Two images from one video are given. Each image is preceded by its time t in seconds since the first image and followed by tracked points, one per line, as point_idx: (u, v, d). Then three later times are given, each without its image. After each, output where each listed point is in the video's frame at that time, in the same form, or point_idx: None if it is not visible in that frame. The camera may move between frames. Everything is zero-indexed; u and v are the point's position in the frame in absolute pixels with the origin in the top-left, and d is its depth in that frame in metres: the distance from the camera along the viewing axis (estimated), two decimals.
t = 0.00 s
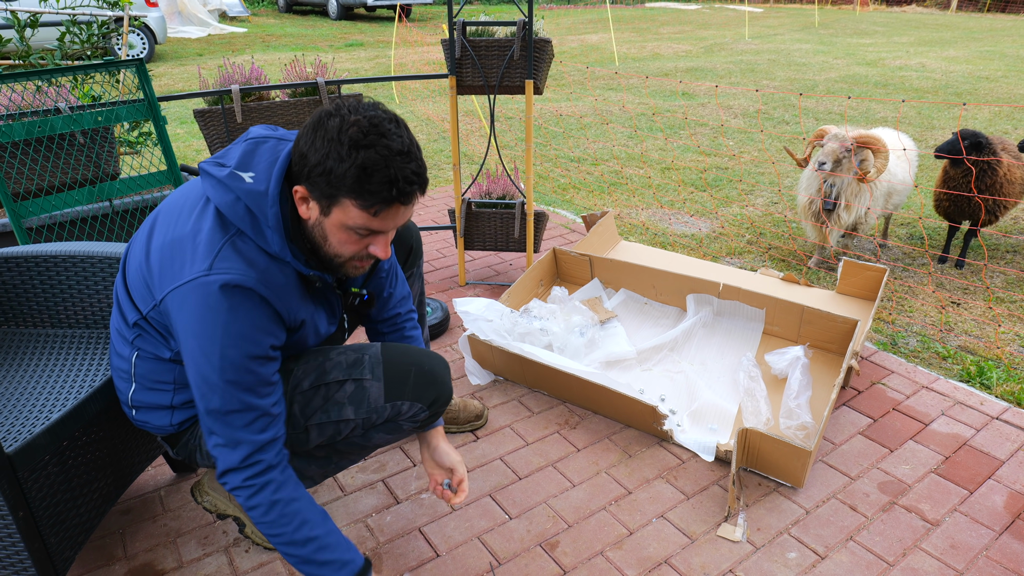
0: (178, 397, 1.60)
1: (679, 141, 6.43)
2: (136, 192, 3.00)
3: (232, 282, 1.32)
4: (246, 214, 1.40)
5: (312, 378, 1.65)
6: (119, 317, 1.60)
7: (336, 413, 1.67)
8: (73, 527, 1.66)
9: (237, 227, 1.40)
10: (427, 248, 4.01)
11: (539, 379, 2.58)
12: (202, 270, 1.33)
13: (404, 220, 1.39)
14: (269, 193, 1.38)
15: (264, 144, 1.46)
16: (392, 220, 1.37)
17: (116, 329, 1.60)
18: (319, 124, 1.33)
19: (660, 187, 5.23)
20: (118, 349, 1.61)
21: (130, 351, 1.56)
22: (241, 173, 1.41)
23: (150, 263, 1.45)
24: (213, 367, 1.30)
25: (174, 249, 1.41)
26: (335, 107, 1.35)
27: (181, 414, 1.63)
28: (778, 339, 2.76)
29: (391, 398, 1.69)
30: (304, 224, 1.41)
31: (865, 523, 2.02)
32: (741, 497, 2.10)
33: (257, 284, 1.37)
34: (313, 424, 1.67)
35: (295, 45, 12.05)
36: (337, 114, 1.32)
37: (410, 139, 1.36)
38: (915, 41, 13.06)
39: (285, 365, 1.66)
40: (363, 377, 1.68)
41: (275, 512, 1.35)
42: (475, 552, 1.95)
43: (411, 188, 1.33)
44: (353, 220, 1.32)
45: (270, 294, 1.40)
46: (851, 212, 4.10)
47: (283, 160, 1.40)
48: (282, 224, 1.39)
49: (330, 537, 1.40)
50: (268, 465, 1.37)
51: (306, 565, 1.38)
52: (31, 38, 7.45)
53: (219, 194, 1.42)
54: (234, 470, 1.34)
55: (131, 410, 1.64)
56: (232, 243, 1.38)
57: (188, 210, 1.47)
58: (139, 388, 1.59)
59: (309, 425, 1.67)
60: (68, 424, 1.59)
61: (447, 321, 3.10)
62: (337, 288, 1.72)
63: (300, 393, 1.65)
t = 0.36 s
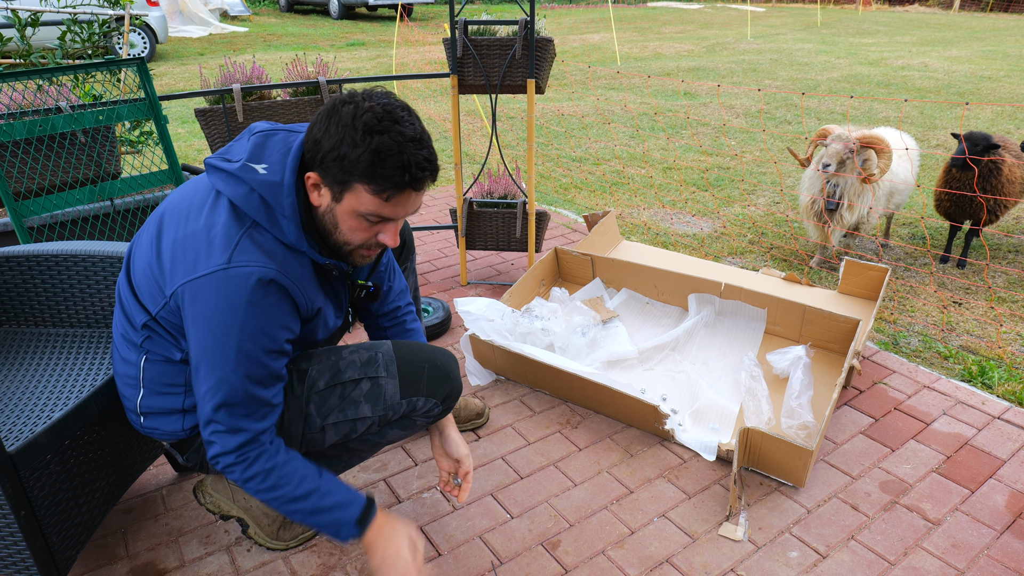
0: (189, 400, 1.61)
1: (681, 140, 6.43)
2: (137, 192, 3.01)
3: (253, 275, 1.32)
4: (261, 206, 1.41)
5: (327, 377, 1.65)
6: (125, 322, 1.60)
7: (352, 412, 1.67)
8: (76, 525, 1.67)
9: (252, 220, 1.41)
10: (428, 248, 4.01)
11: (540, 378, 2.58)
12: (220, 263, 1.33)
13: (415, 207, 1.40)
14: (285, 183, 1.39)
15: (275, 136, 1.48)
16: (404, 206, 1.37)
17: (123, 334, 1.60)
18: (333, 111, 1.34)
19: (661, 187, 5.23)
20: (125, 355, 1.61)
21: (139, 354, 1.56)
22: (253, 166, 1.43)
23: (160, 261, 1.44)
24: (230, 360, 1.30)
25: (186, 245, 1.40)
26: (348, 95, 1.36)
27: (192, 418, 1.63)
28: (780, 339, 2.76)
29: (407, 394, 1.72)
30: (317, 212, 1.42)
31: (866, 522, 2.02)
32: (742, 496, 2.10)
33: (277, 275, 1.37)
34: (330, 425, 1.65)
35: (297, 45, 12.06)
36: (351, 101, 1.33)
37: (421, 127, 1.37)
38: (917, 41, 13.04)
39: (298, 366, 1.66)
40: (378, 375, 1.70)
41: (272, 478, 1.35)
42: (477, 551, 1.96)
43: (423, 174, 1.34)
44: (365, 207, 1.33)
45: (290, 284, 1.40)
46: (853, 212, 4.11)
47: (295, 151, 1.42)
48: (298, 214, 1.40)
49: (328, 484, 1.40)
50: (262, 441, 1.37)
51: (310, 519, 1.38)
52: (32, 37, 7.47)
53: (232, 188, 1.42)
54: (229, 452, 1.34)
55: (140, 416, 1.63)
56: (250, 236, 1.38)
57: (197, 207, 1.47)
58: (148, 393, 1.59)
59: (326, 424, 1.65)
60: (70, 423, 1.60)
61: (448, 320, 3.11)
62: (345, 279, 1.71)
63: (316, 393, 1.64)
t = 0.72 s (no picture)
0: (189, 400, 1.61)
1: (682, 139, 6.42)
2: (138, 191, 3.01)
3: (255, 278, 1.33)
4: (261, 208, 1.40)
5: (327, 378, 1.66)
6: (127, 323, 1.60)
7: (353, 413, 1.67)
8: (77, 526, 1.67)
9: (253, 222, 1.40)
10: (430, 247, 4.01)
11: (542, 378, 2.58)
12: (221, 266, 1.33)
13: (416, 212, 1.40)
14: (285, 186, 1.38)
15: (275, 138, 1.46)
16: (405, 212, 1.37)
17: (124, 335, 1.60)
18: (336, 115, 1.34)
19: (663, 185, 5.22)
20: (125, 356, 1.60)
21: (140, 355, 1.56)
22: (253, 168, 1.42)
23: (162, 263, 1.44)
24: (237, 363, 1.32)
25: (187, 247, 1.40)
26: (352, 98, 1.35)
27: (193, 418, 1.63)
28: (783, 338, 2.76)
29: (408, 395, 1.72)
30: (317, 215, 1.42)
31: (869, 521, 2.01)
32: (745, 496, 2.10)
33: (279, 277, 1.37)
34: (331, 425, 1.66)
35: (297, 44, 12.06)
36: (353, 105, 1.33)
37: (424, 132, 1.37)
38: (918, 38, 13.01)
39: (299, 366, 1.66)
40: (378, 376, 1.69)
41: (304, 483, 1.45)
42: (479, 551, 1.95)
43: (425, 179, 1.34)
44: (365, 211, 1.33)
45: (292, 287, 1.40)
46: (856, 210, 4.10)
47: (296, 153, 1.41)
48: (298, 217, 1.39)
49: (348, 481, 1.53)
50: (289, 448, 1.44)
51: (335, 512, 1.52)
52: (33, 37, 7.48)
53: (232, 190, 1.42)
54: (258, 459, 1.40)
55: (140, 418, 1.62)
56: (251, 239, 1.38)
57: (197, 208, 1.47)
58: (149, 394, 1.59)
59: (326, 425, 1.66)
60: (72, 424, 1.59)
61: (450, 320, 3.10)
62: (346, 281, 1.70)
63: (316, 393, 1.65)
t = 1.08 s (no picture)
0: (185, 402, 1.60)
1: (684, 138, 6.41)
2: (140, 188, 3.01)
3: (246, 280, 1.32)
4: (254, 209, 1.40)
5: (325, 381, 1.65)
6: (120, 324, 1.59)
7: (350, 415, 1.66)
8: (77, 525, 1.66)
9: (246, 222, 1.40)
10: (431, 245, 4.00)
11: (544, 377, 2.57)
12: (214, 267, 1.32)
13: (411, 211, 1.39)
14: (279, 186, 1.38)
15: (270, 138, 1.47)
16: (399, 211, 1.36)
17: (118, 336, 1.59)
18: (329, 112, 1.33)
19: (665, 184, 5.22)
20: (121, 358, 1.59)
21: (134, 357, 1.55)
22: (247, 167, 1.41)
23: (154, 263, 1.43)
24: (228, 365, 1.32)
25: (179, 248, 1.39)
26: (346, 94, 1.34)
27: (190, 420, 1.62)
28: (785, 338, 2.75)
29: (407, 398, 1.71)
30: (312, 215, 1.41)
31: (872, 522, 2.01)
32: (747, 496, 2.10)
33: (272, 279, 1.37)
34: (327, 429, 1.65)
35: (299, 41, 12.05)
36: (347, 102, 1.32)
37: (419, 130, 1.36)
38: (920, 38, 12.99)
39: (296, 368, 1.66)
40: (377, 378, 1.68)
41: (294, 487, 1.44)
42: (481, 551, 1.95)
43: (419, 177, 1.33)
44: (358, 210, 1.32)
45: (284, 288, 1.40)
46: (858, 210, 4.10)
47: (290, 152, 1.40)
48: (292, 217, 1.39)
49: (343, 490, 1.52)
50: (281, 451, 1.43)
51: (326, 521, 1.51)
52: (36, 33, 7.48)
53: (226, 190, 1.41)
54: (247, 462, 1.39)
55: (135, 420, 1.61)
56: (243, 239, 1.37)
57: (190, 208, 1.46)
58: (144, 396, 1.58)
59: (324, 428, 1.65)
60: (72, 423, 1.59)
61: (452, 319, 3.09)
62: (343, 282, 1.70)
63: (314, 396, 1.64)
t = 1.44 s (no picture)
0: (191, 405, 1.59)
1: (686, 137, 6.40)
2: (140, 186, 3.01)
3: (229, 294, 1.27)
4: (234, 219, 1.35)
5: (336, 380, 1.64)
6: (113, 337, 1.56)
7: (361, 414, 1.66)
8: (76, 525, 1.66)
9: (226, 233, 1.35)
10: (432, 244, 4.00)
11: (545, 376, 2.56)
12: (194, 284, 1.28)
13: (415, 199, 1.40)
14: (257, 195, 1.33)
15: (241, 140, 1.40)
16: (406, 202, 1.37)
17: (113, 350, 1.56)
18: (314, 119, 1.27)
19: (667, 183, 5.21)
20: (120, 369, 1.58)
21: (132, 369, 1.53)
22: (221, 176, 1.36)
23: (139, 280, 1.39)
24: (213, 382, 1.24)
25: (162, 262, 1.35)
26: (327, 96, 1.29)
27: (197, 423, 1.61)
28: (787, 338, 2.74)
29: (415, 398, 1.72)
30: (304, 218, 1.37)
31: (873, 524, 2.00)
32: (749, 497, 2.09)
33: (257, 290, 1.32)
34: (336, 427, 1.65)
35: (301, 39, 12.03)
36: (332, 104, 1.27)
37: (409, 118, 1.35)
38: (922, 38, 12.98)
39: (306, 367, 1.64)
40: (388, 378, 1.69)
41: (284, 520, 1.25)
42: (481, 551, 1.94)
43: (424, 165, 1.34)
44: (369, 209, 1.31)
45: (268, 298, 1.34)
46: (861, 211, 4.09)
47: (264, 157, 1.35)
48: (275, 225, 1.35)
49: (344, 537, 1.29)
50: (277, 473, 1.28)
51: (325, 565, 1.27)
52: (37, 28, 7.48)
53: (203, 201, 1.36)
54: (240, 485, 1.26)
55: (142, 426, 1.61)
56: (225, 251, 1.32)
57: (168, 220, 1.41)
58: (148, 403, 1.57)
59: (334, 427, 1.65)
60: (72, 421, 1.59)
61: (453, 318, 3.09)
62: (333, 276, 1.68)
63: (325, 396, 1.63)
